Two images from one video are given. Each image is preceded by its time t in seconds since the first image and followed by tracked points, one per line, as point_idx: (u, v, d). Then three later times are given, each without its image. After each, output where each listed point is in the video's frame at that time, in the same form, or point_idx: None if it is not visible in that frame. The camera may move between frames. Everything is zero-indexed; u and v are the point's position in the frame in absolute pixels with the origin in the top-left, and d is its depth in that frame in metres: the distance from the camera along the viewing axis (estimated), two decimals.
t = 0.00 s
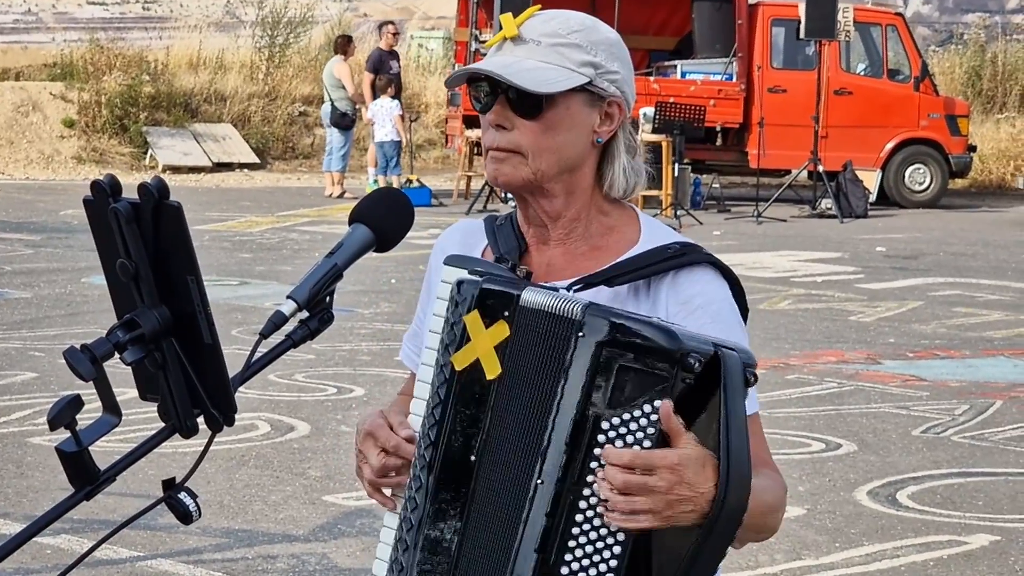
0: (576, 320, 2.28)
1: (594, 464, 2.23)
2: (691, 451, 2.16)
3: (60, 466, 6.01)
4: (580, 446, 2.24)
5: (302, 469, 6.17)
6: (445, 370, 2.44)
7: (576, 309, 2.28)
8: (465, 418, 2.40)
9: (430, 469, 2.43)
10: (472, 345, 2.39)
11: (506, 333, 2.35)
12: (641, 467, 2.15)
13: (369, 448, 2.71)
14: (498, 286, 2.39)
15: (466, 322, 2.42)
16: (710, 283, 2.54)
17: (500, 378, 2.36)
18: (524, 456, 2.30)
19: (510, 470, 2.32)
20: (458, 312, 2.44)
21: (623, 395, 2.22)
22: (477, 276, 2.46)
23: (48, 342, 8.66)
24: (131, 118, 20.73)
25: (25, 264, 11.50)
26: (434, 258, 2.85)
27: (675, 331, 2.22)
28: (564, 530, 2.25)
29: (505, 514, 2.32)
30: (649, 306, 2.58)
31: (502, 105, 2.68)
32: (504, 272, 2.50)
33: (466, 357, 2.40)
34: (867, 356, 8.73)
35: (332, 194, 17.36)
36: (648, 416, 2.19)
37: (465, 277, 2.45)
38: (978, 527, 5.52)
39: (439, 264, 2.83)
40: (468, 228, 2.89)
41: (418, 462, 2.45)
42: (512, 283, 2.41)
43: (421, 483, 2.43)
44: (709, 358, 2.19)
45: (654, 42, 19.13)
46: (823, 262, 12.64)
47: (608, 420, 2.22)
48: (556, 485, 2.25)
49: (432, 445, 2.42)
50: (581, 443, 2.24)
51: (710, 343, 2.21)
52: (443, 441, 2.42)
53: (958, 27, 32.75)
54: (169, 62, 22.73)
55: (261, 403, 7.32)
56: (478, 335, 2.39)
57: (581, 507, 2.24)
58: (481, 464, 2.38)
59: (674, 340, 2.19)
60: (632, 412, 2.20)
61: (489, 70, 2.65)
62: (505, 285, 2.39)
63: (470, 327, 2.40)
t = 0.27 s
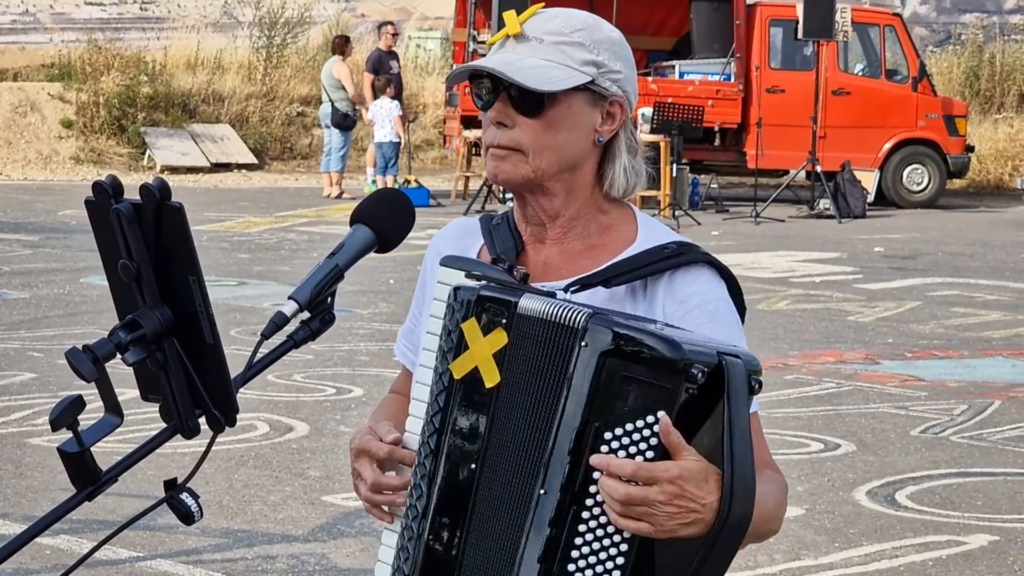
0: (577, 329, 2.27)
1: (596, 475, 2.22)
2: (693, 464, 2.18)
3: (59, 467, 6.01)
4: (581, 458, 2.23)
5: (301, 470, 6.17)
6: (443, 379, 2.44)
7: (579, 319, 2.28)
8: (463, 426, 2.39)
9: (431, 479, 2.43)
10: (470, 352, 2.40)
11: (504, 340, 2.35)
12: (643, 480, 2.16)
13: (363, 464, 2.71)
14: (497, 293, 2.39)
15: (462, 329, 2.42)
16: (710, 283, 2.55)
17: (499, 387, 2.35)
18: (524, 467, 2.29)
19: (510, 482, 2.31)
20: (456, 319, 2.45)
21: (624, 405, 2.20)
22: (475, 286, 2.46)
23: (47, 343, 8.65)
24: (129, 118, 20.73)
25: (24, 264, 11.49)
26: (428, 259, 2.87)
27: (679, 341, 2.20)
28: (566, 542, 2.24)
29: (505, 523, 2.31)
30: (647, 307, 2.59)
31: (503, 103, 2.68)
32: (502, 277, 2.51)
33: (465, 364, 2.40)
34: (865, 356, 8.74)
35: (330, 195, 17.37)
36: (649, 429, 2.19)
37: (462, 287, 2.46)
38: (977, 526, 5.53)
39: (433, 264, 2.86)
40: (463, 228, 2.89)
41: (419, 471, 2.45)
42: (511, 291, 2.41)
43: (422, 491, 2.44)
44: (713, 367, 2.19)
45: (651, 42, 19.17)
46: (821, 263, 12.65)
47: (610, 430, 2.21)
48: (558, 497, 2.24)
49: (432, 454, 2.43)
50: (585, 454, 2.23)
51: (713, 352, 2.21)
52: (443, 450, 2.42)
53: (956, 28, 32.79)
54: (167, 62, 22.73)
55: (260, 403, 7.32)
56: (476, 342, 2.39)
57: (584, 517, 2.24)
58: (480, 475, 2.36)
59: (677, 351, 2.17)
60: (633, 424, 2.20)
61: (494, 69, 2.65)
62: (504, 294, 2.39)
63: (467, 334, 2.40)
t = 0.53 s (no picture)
0: (588, 341, 2.24)
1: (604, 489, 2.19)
2: (703, 485, 2.12)
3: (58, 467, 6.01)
4: (587, 470, 2.21)
5: (298, 470, 6.17)
6: (443, 384, 2.44)
7: (590, 331, 2.24)
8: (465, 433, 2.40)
9: (432, 484, 2.43)
10: (469, 358, 2.40)
11: (503, 346, 2.36)
12: (654, 502, 2.12)
13: (360, 470, 2.70)
14: (494, 299, 2.39)
15: (461, 335, 2.43)
16: (707, 284, 2.54)
17: (499, 393, 2.36)
18: (528, 475, 2.29)
19: (513, 489, 2.31)
20: (454, 323, 2.45)
21: (633, 418, 2.17)
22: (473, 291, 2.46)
23: (45, 343, 8.65)
24: (126, 118, 20.73)
25: (21, 265, 11.49)
26: (426, 258, 2.87)
27: (691, 357, 2.14)
28: (571, 554, 2.23)
29: (508, 530, 2.31)
30: (645, 308, 2.59)
31: (489, 107, 2.70)
32: (499, 277, 2.52)
33: (465, 371, 2.41)
34: (863, 356, 8.74)
35: (327, 195, 17.39)
36: (657, 445, 2.13)
37: (459, 292, 2.46)
38: (975, 526, 5.54)
39: (430, 264, 2.86)
40: (463, 224, 2.89)
41: (420, 475, 2.46)
42: (509, 295, 2.41)
43: (424, 496, 2.44)
44: (724, 385, 2.11)
45: (649, 42, 19.15)
46: (818, 262, 12.66)
47: (618, 444, 2.19)
48: (564, 508, 2.23)
49: (432, 459, 2.43)
50: (593, 468, 2.20)
51: (725, 366, 2.13)
52: (445, 456, 2.42)
53: (953, 28, 32.83)
54: (164, 63, 22.72)
55: (258, 403, 7.33)
56: (475, 348, 2.39)
57: (590, 532, 2.21)
58: (483, 480, 2.38)
59: (687, 368, 2.11)
60: (641, 439, 2.16)
61: (471, 73, 2.67)
62: (501, 299, 2.39)
63: (466, 340, 2.41)
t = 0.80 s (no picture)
0: (597, 349, 2.23)
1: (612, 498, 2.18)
2: (711, 494, 2.12)
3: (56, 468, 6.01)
4: (594, 479, 2.20)
5: (296, 470, 6.17)
6: (441, 390, 2.42)
7: (599, 338, 2.23)
8: (466, 438, 2.39)
9: (432, 490, 2.42)
10: (467, 363, 2.39)
11: (502, 351, 2.36)
12: (660, 513, 2.12)
13: (359, 470, 2.69)
14: (492, 303, 2.38)
15: (459, 339, 2.41)
16: (703, 286, 2.55)
17: (499, 399, 2.36)
18: (533, 483, 2.29)
19: (517, 496, 2.31)
20: (452, 328, 2.43)
21: (640, 428, 2.17)
22: (469, 294, 2.45)
23: (43, 344, 8.65)
24: (123, 119, 20.73)
25: (19, 266, 11.48)
26: (419, 258, 2.87)
27: (699, 366, 2.13)
28: (578, 563, 2.23)
29: (511, 538, 2.31)
30: (643, 309, 2.59)
31: (478, 107, 2.70)
32: (496, 280, 2.51)
33: (463, 376, 2.39)
34: (860, 356, 8.75)
35: (325, 195, 17.39)
36: (665, 458, 2.14)
37: (455, 296, 2.44)
38: (973, 526, 5.54)
39: (426, 264, 2.84)
40: (459, 222, 2.89)
41: (419, 481, 2.44)
42: (507, 299, 2.40)
43: (424, 503, 2.43)
44: (733, 394, 2.11)
45: (646, 42, 19.16)
46: (815, 263, 12.67)
47: (627, 454, 2.18)
48: (570, 517, 2.22)
49: (432, 466, 2.42)
50: (601, 477, 2.20)
51: (733, 375, 2.12)
52: (444, 463, 2.41)
53: (950, 28, 32.90)
54: (161, 63, 22.71)
55: (255, 404, 7.33)
56: (474, 353, 2.38)
57: (597, 539, 2.21)
58: (484, 486, 2.38)
59: (696, 378, 2.10)
60: (651, 449, 2.15)
61: (457, 75, 2.68)
62: (499, 303, 2.38)
63: (464, 345, 2.40)
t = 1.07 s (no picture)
0: (596, 356, 2.20)
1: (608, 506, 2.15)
2: (708, 505, 2.10)
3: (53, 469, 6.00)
4: (587, 487, 2.17)
5: (293, 471, 6.17)
6: (434, 394, 2.42)
7: (596, 345, 2.20)
8: (457, 443, 2.40)
9: (425, 494, 2.42)
10: (459, 366, 2.39)
11: (493, 354, 2.36)
12: (657, 528, 2.10)
13: (354, 475, 2.70)
14: (483, 306, 2.38)
15: (450, 343, 2.41)
16: (694, 288, 2.54)
17: (490, 401, 2.36)
18: (527, 488, 2.27)
19: (510, 500, 2.30)
20: (442, 332, 2.44)
21: (639, 436, 2.13)
22: (459, 298, 2.46)
23: (40, 345, 8.64)
24: (120, 120, 20.73)
25: (16, 267, 11.47)
26: (412, 259, 2.87)
27: (698, 375, 2.10)
28: (575, 569, 2.20)
29: (504, 543, 2.31)
30: (635, 311, 2.59)
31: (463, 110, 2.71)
32: (485, 279, 2.54)
33: (454, 380, 2.39)
34: (858, 356, 8.75)
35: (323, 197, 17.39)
36: (663, 468, 2.11)
37: (445, 299, 2.46)
38: (970, 525, 5.54)
39: (419, 264, 2.84)
40: (453, 222, 2.89)
41: (412, 485, 2.44)
42: (498, 302, 2.40)
43: (417, 507, 2.43)
44: (733, 404, 2.09)
45: (642, 42, 19.17)
46: (812, 262, 12.67)
47: (626, 463, 2.14)
48: (564, 523, 2.19)
49: (425, 470, 2.42)
50: (597, 485, 2.16)
51: (734, 385, 2.10)
52: (436, 466, 2.41)
53: (948, 27, 32.92)
54: (158, 64, 22.69)
55: (253, 404, 7.33)
56: (464, 357, 2.39)
57: (595, 546, 2.18)
58: (477, 490, 2.38)
59: (696, 388, 2.07)
60: (650, 459, 2.12)
61: (441, 79, 2.70)
62: (490, 307, 2.38)
63: (455, 348, 2.40)
